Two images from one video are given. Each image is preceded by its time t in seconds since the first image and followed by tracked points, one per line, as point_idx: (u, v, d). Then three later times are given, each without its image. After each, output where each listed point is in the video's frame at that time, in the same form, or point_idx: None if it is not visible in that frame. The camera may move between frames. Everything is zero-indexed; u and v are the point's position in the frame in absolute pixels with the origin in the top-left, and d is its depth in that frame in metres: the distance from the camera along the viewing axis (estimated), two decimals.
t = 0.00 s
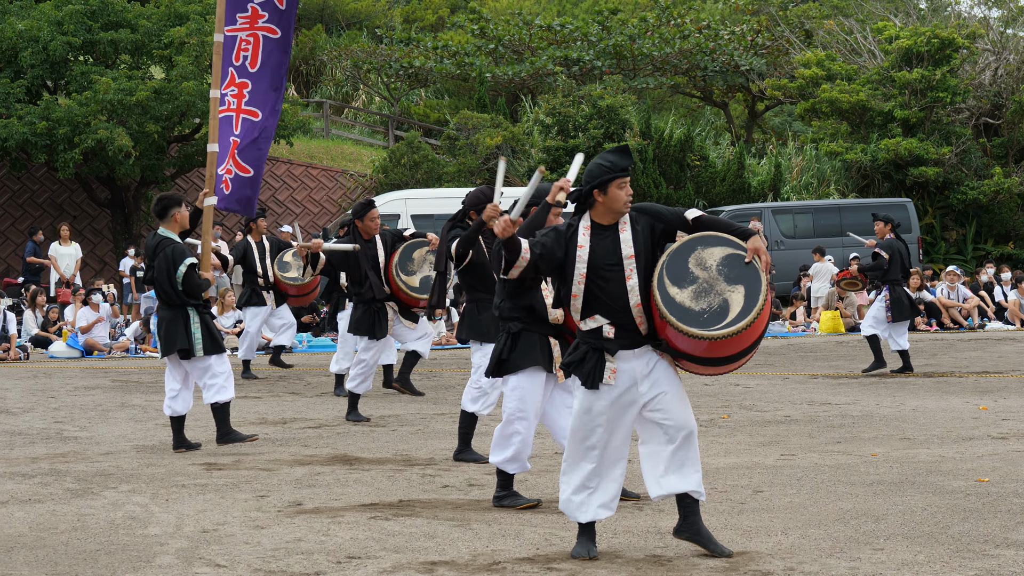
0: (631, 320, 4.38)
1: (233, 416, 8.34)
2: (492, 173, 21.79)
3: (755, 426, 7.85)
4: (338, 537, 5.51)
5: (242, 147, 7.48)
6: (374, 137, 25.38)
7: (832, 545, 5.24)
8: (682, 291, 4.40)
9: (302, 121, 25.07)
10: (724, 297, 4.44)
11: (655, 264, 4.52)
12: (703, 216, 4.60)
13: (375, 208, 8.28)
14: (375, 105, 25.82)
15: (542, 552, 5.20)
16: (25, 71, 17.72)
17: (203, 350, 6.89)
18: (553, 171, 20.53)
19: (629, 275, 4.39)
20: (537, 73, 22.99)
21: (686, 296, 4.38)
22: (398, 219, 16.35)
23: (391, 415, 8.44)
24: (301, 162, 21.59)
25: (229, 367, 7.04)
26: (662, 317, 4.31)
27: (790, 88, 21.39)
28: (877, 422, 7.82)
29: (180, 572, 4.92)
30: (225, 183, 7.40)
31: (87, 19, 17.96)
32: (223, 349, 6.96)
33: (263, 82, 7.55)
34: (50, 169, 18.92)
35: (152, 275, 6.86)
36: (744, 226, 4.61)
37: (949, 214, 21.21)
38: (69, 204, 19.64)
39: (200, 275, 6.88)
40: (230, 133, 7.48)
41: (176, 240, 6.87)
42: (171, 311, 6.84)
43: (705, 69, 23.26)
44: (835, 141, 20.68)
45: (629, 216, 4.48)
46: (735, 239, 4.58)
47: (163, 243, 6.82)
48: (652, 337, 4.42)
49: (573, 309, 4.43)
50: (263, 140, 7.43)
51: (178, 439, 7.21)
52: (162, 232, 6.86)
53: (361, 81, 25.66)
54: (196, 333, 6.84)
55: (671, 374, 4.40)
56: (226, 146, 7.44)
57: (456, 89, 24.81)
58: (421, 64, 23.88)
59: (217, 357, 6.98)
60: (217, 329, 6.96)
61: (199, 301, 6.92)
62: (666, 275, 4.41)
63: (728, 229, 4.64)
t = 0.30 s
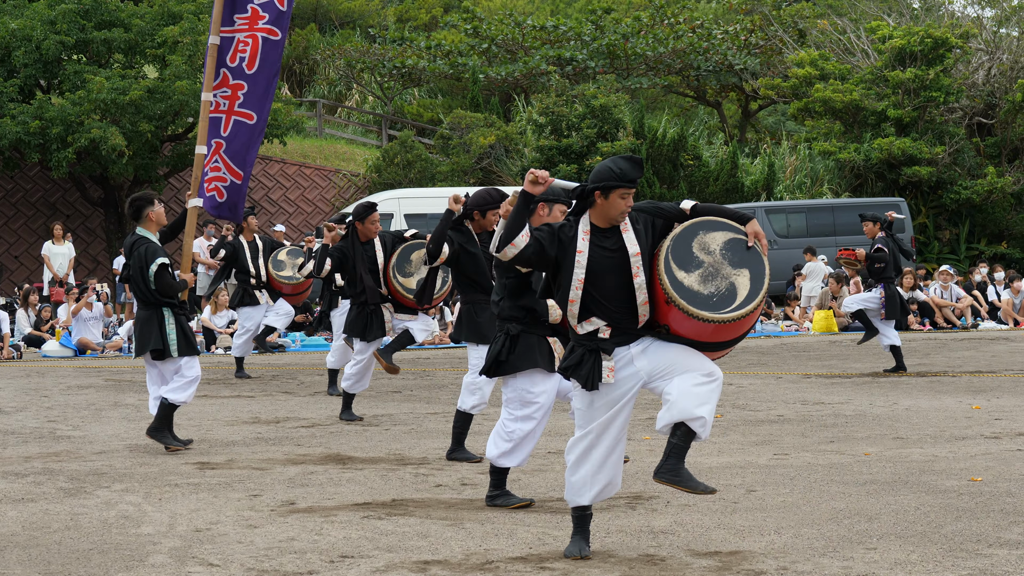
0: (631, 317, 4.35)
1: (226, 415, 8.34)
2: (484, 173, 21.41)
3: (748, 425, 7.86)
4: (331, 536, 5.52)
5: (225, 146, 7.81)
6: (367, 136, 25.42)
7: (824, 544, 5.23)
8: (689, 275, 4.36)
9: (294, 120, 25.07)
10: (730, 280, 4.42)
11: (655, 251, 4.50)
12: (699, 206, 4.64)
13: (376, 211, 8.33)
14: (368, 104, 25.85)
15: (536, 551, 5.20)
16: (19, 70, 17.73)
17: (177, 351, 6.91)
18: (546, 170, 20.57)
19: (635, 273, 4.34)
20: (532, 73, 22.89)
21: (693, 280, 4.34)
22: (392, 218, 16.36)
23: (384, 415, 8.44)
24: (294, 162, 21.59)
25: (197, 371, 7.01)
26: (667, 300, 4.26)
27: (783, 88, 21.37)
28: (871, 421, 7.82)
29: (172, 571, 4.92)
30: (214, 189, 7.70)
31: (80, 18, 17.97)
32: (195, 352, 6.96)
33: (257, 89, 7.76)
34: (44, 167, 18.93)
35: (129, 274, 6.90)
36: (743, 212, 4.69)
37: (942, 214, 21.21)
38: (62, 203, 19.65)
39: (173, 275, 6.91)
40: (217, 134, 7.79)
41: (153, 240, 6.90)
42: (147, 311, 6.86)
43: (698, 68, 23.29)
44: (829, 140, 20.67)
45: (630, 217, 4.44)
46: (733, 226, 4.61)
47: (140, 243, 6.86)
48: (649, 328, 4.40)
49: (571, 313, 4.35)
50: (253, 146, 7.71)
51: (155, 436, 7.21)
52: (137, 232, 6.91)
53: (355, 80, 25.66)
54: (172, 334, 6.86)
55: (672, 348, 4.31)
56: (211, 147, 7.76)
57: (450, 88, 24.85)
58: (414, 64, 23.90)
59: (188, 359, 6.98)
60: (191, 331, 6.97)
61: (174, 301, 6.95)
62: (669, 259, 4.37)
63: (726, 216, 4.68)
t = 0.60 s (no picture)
0: (669, 334, 4.31)
1: (220, 414, 8.33)
2: (478, 172, 21.48)
3: (742, 424, 7.87)
4: (325, 535, 5.51)
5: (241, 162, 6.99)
6: (361, 135, 25.47)
7: (818, 543, 5.23)
8: (726, 306, 4.32)
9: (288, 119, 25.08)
10: (766, 318, 4.37)
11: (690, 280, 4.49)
12: (733, 246, 4.71)
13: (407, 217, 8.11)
14: (362, 103, 25.88)
15: (530, 551, 5.20)
16: (12, 69, 17.72)
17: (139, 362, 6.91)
18: (540, 168, 20.61)
19: (673, 287, 4.35)
20: (525, 72, 22.97)
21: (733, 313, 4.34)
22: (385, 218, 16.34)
23: (378, 413, 8.44)
24: (288, 161, 21.58)
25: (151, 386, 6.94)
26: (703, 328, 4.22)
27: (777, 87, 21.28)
28: (864, 420, 7.82)
29: (166, 570, 4.92)
30: (227, 204, 6.91)
31: (74, 17, 17.94)
32: (157, 367, 6.92)
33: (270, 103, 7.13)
34: (37, 166, 18.94)
35: (103, 278, 6.93)
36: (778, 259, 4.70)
37: (936, 213, 21.19)
38: (56, 202, 19.63)
39: (146, 285, 6.90)
40: (230, 146, 6.95)
41: (129, 247, 6.91)
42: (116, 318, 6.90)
43: (692, 68, 23.13)
44: (822, 138, 20.62)
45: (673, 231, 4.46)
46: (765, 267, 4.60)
47: (115, 250, 6.87)
48: (681, 355, 4.37)
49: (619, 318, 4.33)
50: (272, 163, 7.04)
51: (106, 444, 7.10)
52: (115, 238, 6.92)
53: (348, 79, 25.66)
54: (138, 344, 6.87)
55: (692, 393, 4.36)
56: (226, 159, 6.92)
57: (443, 87, 24.90)
58: (407, 63, 23.91)
59: (153, 372, 6.96)
60: (159, 345, 6.96)
61: (145, 310, 6.95)
62: (707, 291, 4.38)
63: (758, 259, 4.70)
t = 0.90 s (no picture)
0: (734, 309, 4.56)
1: (215, 414, 8.33)
2: (473, 172, 21.73)
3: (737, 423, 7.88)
4: (321, 534, 5.52)
5: (239, 158, 6.90)
6: (356, 134, 25.42)
7: (814, 542, 5.23)
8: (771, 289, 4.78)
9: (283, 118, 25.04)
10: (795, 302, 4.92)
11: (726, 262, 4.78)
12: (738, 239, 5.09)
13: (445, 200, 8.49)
14: (357, 102, 25.88)
15: (526, 549, 5.20)
16: (8, 70, 17.73)
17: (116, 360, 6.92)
18: (536, 168, 20.71)
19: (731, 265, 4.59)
20: (519, 71, 23.15)
21: (776, 293, 4.80)
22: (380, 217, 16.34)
23: (374, 413, 8.44)
24: (283, 160, 21.53)
25: (131, 383, 6.96)
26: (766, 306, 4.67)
27: (772, 86, 21.27)
28: (859, 419, 7.83)
29: (162, 570, 4.92)
30: (223, 201, 6.84)
31: (70, 17, 17.91)
32: (133, 365, 6.94)
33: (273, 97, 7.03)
34: (32, 166, 18.94)
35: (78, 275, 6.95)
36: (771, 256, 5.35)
37: (932, 212, 21.25)
38: (51, 202, 19.63)
39: (121, 281, 6.92)
40: (227, 142, 6.89)
41: (105, 243, 6.93)
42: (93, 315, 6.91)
43: (687, 66, 23.33)
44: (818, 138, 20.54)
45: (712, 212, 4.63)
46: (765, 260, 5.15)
47: (91, 246, 6.88)
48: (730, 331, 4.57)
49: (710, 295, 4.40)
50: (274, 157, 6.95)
51: (103, 447, 7.09)
52: (92, 234, 6.96)
53: (343, 79, 25.69)
54: (114, 342, 6.88)
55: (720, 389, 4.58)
56: (222, 155, 6.86)
57: (438, 86, 24.88)
58: (403, 63, 23.89)
59: (129, 369, 6.98)
60: (135, 342, 6.97)
61: (121, 307, 6.96)
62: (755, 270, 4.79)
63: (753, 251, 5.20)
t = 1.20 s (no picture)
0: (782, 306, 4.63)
1: (211, 414, 8.33)
2: (469, 171, 21.74)
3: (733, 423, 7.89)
4: (316, 534, 5.52)
5: (225, 148, 7.35)
6: (352, 134, 25.45)
7: (810, 542, 5.23)
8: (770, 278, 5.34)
9: (278, 118, 25.03)
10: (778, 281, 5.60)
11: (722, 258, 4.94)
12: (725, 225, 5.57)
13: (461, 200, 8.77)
14: (353, 103, 25.91)
15: (521, 549, 5.20)
16: (4, 70, 17.72)
17: (113, 358, 6.91)
18: (532, 168, 20.74)
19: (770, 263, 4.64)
20: (514, 71, 23.16)
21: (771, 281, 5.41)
22: (377, 217, 16.32)
23: (370, 413, 8.44)
24: (279, 160, 21.55)
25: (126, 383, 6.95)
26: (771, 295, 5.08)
27: (767, 86, 21.26)
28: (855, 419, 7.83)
29: (157, 570, 4.92)
30: (210, 191, 7.21)
31: (65, 17, 17.89)
32: (130, 363, 6.93)
33: (256, 87, 7.63)
34: (28, 166, 18.93)
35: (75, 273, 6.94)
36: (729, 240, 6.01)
37: (927, 212, 21.26)
38: (47, 203, 19.62)
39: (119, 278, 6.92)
40: (213, 133, 7.34)
41: (101, 241, 6.95)
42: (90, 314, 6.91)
43: (683, 66, 23.40)
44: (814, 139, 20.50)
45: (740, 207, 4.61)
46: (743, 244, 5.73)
47: (87, 243, 6.89)
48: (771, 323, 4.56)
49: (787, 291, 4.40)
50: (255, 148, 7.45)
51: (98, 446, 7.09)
52: (89, 232, 6.97)
53: (339, 79, 25.74)
54: (111, 341, 6.87)
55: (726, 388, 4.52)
56: (209, 145, 7.27)
57: (434, 87, 24.89)
58: (399, 63, 23.91)
59: (125, 368, 6.97)
60: (132, 341, 6.96)
61: (119, 303, 6.97)
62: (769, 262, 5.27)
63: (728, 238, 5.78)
